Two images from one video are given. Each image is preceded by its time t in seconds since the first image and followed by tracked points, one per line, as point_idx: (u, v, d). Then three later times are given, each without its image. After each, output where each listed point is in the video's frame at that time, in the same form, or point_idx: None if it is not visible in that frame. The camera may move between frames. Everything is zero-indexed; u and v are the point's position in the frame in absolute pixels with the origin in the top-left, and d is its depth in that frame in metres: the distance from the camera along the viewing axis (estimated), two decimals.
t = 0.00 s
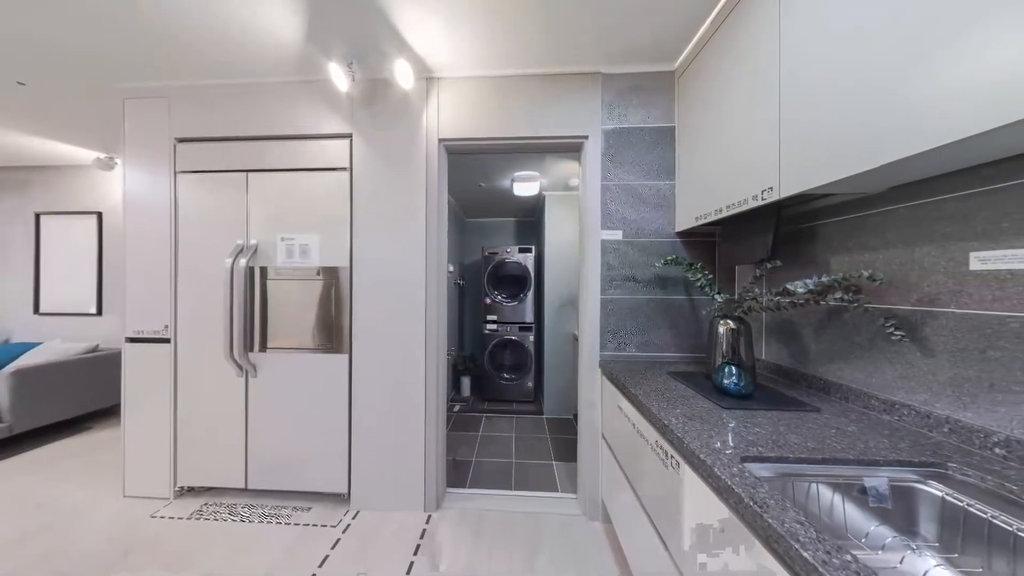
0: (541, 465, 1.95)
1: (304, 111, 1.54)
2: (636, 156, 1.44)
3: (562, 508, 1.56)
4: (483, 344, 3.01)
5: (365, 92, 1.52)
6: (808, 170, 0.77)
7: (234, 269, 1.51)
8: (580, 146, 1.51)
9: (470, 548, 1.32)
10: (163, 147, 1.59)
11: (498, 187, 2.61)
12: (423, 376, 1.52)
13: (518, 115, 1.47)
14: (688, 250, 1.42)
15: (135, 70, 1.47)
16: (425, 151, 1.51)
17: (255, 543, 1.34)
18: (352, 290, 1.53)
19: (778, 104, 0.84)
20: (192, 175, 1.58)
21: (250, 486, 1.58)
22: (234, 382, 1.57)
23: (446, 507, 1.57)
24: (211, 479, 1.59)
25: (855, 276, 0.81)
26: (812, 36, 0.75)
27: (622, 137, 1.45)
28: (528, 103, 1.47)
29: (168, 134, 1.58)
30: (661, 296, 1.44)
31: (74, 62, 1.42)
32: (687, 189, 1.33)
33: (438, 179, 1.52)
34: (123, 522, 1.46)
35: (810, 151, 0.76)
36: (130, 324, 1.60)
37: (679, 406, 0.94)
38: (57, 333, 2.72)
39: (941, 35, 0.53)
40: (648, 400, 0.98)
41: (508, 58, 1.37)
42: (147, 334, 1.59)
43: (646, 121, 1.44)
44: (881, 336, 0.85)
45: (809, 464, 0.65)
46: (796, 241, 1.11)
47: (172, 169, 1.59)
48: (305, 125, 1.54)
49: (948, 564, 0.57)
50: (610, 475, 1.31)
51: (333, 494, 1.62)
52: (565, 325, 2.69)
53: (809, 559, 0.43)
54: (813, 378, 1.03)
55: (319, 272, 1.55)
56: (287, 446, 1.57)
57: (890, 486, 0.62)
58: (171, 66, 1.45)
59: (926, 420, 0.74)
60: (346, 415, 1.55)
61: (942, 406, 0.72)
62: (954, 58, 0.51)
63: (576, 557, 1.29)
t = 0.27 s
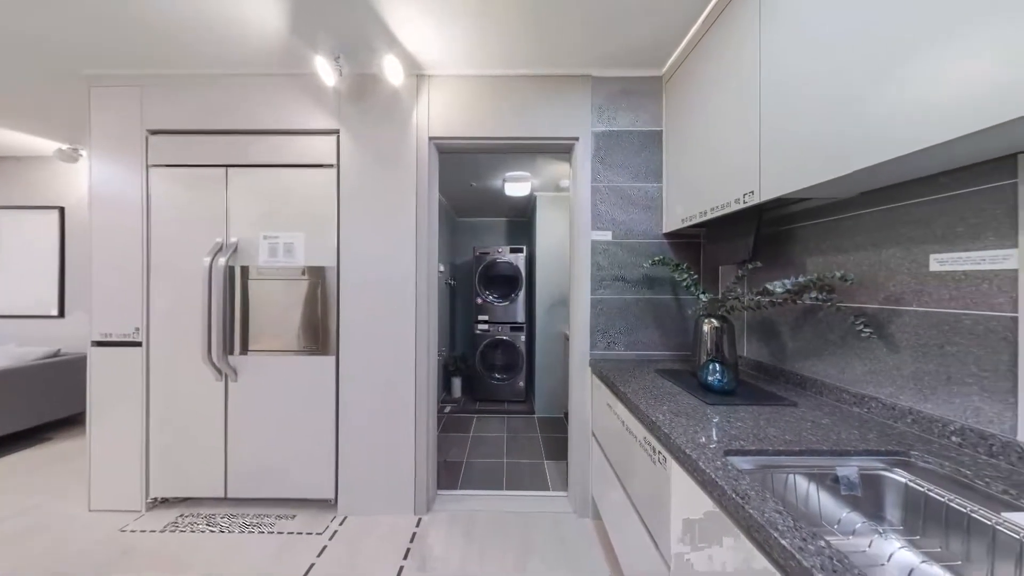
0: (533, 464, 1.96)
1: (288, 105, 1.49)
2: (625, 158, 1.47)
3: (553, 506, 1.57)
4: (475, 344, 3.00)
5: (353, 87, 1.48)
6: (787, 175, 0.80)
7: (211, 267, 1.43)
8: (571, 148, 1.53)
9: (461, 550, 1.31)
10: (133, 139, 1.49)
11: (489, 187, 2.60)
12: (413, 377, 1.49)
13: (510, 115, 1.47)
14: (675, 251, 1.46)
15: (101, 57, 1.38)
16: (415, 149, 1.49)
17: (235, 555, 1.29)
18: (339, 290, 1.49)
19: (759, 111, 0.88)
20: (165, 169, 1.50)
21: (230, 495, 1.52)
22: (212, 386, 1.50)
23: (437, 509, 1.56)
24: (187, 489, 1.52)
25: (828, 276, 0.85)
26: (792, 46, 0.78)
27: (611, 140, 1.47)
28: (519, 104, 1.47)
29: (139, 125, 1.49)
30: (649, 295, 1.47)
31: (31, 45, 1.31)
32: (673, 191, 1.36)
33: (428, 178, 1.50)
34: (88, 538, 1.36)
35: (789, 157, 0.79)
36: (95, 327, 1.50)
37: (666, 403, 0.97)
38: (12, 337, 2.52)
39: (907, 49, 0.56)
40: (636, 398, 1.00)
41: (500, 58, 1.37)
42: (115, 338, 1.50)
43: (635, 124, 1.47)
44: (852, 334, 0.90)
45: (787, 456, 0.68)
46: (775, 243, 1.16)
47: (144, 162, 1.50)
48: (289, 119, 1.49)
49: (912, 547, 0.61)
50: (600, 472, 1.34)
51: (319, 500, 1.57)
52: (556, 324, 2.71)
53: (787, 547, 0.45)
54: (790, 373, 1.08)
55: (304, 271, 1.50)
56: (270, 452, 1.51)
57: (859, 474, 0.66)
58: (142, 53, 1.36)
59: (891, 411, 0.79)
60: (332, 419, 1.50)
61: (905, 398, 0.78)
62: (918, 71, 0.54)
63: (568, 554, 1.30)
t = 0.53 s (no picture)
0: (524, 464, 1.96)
1: (271, 98, 1.43)
2: (614, 160, 1.50)
3: (544, 505, 1.58)
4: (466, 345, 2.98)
5: (340, 82, 1.44)
6: (767, 179, 0.84)
7: (188, 267, 1.37)
8: (562, 149, 1.54)
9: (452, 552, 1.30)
10: (100, 129, 1.40)
11: (480, 186, 2.59)
12: (403, 379, 1.47)
13: (501, 115, 1.47)
14: (662, 252, 1.50)
15: (63, 40, 1.29)
16: (405, 147, 1.46)
17: (214, 567, 1.23)
18: (325, 290, 1.45)
19: (741, 118, 0.91)
20: (136, 162, 1.41)
21: (208, 505, 1.45)
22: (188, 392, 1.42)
23: (427, 512, 1.54)
24: (160, 500, 1.44)
25: (804, 277, 0.90)
26: (774, 54, 0.81)
27: (601, 142, 1.50)
28: (511, 104, 1.47)
29: (106, 115, 1.40)
30: (638, 295, 1.50)
31: None
32: (660, 193, 1.40)
33: (418, 177, 1.48)
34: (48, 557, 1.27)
35: (769, 162, 0.83)
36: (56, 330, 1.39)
37: (654, 400, 0.99)
38: None
39: (882, 61, 0.59)
40: (626, 395, 1.03)
41: (492, 58, 1.37)
42: (79, 341, 1.40)
43: (624, 127, 1.49)
44: (826, 331, 0.95)
45: (767, 448, 0.71)
46: (756, 244, 1.21)
47: (112, 154, 1.41)
48: (272, 113, 1.43)
49: (879, 531, 0.65)
50: (590, 469, 1.36)
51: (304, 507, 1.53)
52: (547, 324, 2.72)
53: (767, 537, 0.47)
54: (770, 369, 1.13)
55: (288, 271, 1.45)
56: (252, 459, 1.45)
57: (832, 464, 0.70)
58: (109, 38, 1.28)
59: (861, 404, 0.84)
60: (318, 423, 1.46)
61: (873, 392, 0.82)
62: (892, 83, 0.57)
63: (559, 552, 1.32)
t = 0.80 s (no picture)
0: (516, 463, 1.97)
1: (252, 90, 1.38)
2: (604, 162, 1.52)
3: (536, 504, 1.59)
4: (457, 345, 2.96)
5: (327, 77, 1.40)
6: (749, 184, 0.87)
7: (162, 266, 1.30)
8: (553, 150, 1.55)
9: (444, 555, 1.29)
10: (61, 118, 1.30)
11: (471, 186, 2.58)
12: (392, 381, 1.44)
13: (493, 115, 1.47)
14: (650, 253, 1.54)
15: (19, 21, 1.19)
16: (394, 145, 1.44)
17: None
18: (311, 290, 1.40)
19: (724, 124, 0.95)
20: (103, 154, 1.32)
21: (184, 516, 1.37)
22: (162, 398, 1.35)
23: (418, 515, 1.52)
24: (131, 513, 1.35)
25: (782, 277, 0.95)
26: (756, 63, 0.84)
27: (591, 144, 1.52)
28: (502, 104, 1.47)
29: (68, 103, 1.30)
30: (627, 295, 1.53)
31: None
32: (648, 195, 1.43)
33: (408, 176, 1.46)
34: None
35: (750, 167, 0.86)
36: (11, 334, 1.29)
37: (642, 397, 1.02)
38: None
39: (856, 72, 0.61)
40: (615, 393, 1.05)
41: (483, 57, 1.36)
42: (37, 346, 1.30)
43: (613, 130, 1.52)
44: (802, 329, 0.99)
45: (748, 442, 0.74)
46: (738, 246, 1.26)
47: (75, 145, 1.31)
48: (253, 106, 1.38)
49: (850, 517, 0.69)
50: (581, 466, 1.37)
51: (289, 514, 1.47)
52: (538, 324, 2.74)
53: (749, 526, 0.49)
54: (751, 366, 1.17)
55: (271, 270, 1.40)
56: (232, 467, 1.39)
57: (808, 455, 0.74)
58: (72, 21, 1.20)
59: (834, 397, 0.89)
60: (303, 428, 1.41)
61: (845, 385, 0.87)
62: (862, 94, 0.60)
63: (550, 550, 1.32)
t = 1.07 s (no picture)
0: (507, 463, 1.97)
1: (232, 82, 1.32)
2: (593, 164, 1.54)
3: (527, 503, 1.60)
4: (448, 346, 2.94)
5: (312, 70, 1.36)
6: (731, 188, 0.91)
7: (132, 265, 1.22)
8: (544, 151, 1.56)
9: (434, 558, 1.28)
10: (17, 105, 1.21)
11: (462, 185, 2.56)
12: (381, 383, 1.41)
13: (484, 114, 1.46)
14: (638, 253, 1.57)
15: None
16: (383, 142, 1.41)
17: None
18: (295, 290, 1.36)
19: (708, 130, 0.98)
20: (65, 144, 1.23)
21: (156, 529, 1.30)
22: (132, 405, 1.27)
23: (407, 519, 1.49)
24: (97, 529, 1.27)
25: (762, 278, 0.99)
26: (737, 72, 0.88)
27: (581, 145, 1.54)
28: (494, 104, 1.47)
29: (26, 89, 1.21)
30: (616, 295, 1.56)
31: None
32: (637, 197, 1.46)
33: (397, 173, 1.43)
34: None
35: (732, 172, 0.90)
36: None
37: (631, 395, 1.04)
38: None
39: (829, 84, 0.65)
40: (605, 392, 1.06)
41: (474, 56, 1.36)
42: None
43: (603, 132, 1.54)
44: (780, 327, 1.04)
45: (731, 437, 0.77)
46: (722, 247, 1.30)
47: (32, 134, 1.22)
48: (233, 98, 1.32)
49: (824, 505, 0.73)
50: (571, 464, 1.39)
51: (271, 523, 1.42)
52: (529, 324, 2.75)
53: (731, 518, 0.51)
54: (733, 363, 1.22)
55: (252, 270, 1.34)
56: (210, 476, 1.32)
57: (786, 447, 0.77)
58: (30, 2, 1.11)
59: (809, 392, 0.94)
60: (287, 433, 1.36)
61: (819, 380, 0.92)
62: (834, 106, 0.64)
63: (541, 549, 1.33)
